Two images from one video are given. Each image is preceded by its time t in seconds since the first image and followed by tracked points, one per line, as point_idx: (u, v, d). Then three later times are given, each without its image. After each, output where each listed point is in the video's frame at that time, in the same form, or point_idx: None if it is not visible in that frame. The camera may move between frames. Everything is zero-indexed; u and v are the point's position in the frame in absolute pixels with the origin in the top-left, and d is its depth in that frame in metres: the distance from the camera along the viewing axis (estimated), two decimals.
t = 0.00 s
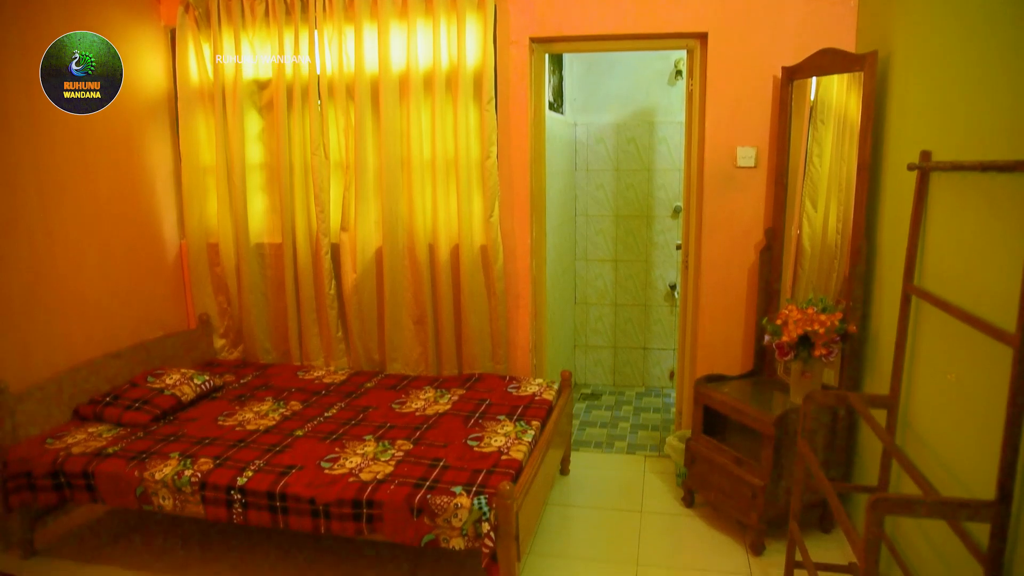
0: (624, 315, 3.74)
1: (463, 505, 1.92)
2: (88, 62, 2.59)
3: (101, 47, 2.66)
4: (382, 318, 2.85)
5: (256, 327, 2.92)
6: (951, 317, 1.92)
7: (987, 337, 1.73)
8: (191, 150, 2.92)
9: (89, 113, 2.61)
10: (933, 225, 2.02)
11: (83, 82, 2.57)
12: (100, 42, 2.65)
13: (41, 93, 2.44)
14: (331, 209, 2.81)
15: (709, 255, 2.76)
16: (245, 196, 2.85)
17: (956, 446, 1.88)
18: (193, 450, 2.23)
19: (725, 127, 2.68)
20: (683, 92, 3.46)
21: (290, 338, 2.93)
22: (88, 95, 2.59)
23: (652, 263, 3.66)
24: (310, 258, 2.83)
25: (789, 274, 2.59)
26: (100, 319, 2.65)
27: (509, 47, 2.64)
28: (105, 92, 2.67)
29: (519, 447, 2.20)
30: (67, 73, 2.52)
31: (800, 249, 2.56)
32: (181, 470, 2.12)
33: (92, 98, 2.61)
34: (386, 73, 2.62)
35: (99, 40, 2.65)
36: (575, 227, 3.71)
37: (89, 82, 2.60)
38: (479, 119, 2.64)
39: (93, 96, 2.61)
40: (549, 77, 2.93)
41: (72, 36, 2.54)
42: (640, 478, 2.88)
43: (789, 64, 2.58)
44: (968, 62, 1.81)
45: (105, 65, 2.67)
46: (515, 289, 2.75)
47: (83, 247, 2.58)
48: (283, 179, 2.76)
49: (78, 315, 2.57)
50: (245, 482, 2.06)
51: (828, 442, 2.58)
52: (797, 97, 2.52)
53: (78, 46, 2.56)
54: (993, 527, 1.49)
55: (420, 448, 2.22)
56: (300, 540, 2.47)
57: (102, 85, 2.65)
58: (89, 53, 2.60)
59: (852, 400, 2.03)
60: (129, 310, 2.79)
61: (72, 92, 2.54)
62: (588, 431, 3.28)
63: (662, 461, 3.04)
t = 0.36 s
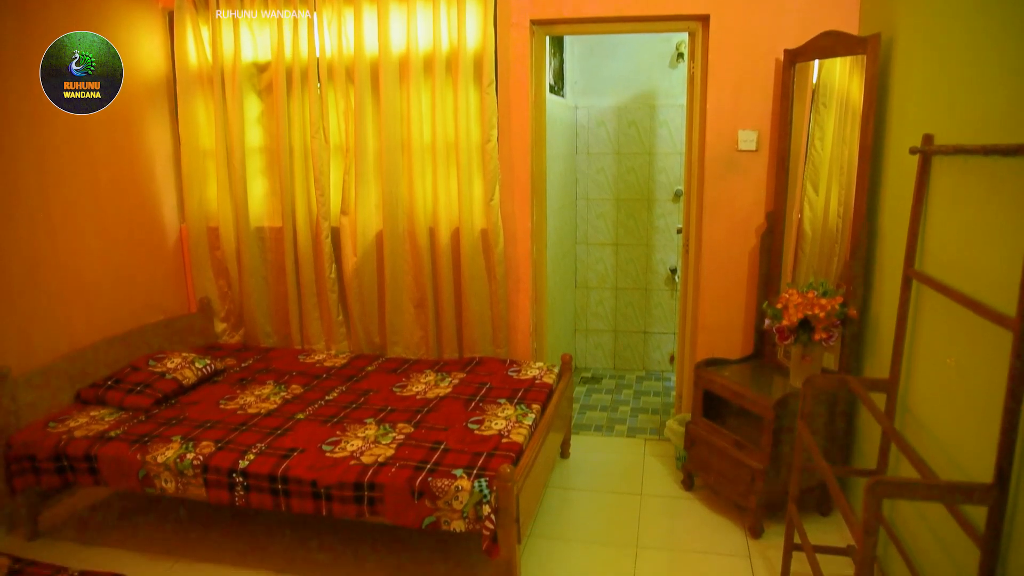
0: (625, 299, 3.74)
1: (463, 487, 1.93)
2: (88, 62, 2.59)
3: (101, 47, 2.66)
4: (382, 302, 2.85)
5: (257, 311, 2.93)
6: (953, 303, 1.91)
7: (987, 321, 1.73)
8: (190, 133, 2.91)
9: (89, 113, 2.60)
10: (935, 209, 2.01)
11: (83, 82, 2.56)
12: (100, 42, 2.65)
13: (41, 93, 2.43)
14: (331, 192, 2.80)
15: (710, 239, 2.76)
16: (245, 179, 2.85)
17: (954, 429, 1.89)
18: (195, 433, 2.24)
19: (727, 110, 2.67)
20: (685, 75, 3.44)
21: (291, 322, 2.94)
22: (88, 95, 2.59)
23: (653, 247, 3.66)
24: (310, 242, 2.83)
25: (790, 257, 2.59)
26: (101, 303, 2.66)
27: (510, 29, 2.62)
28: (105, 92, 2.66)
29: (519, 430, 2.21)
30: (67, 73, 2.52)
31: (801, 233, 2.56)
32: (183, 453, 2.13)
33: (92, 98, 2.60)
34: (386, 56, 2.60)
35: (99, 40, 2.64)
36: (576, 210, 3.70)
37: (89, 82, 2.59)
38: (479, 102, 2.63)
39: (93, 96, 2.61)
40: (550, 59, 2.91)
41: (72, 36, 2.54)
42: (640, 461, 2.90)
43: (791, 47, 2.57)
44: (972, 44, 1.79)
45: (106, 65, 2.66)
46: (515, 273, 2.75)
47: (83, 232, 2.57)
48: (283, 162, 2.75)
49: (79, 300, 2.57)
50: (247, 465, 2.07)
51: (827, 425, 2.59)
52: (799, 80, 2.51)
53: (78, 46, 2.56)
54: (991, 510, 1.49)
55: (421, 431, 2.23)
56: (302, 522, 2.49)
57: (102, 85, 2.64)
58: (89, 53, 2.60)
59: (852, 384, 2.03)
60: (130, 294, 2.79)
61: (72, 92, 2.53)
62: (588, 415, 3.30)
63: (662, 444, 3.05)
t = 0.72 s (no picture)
0: (625, 283, 3.74)
1: (464, 470, 1.94)
2: (88, 62, 2.58)
3: (102, 47, 2.64)
4: (383, 285, 2.86)
5: (258, 295, 2.93)
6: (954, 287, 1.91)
7: (987, 305, 1.73)
8: (190, 116, 2.91)
9: (89, 113, 2.59)
10: (937, 193, 2.00)
11: (83, 82, 2.55)
12: (100, 42, 2.63)
13: (41, 93, 2.42)
14: (332, 176, 2.80)
15: (711, 222, 2.77)
16: (245, 163, 2.84)
17: (953, 412, 1.89)
18: (197, 416, 2.25)
19: (729, 94, 2.67)
20: (687, 57, 3.42)
21: (292, 306, 2.94)
22: (88, 95, 2.58)
23: (654, 231, 3.65)
24: (310, 225, 2.82)
25: (791, 242, 2.59)
26: (102, 287, 2.66)
27: (511, 11, 2.59)
28: (105, 92, 2.65)
29: (520, 413, 2.22)
30: (67, 73, 2.51)
31: (802, 217, 2.55)
32: (184, 436, 2.14)
33: (91, 99, 2.59)
34: (386, 38, 2.58)
35: (99, 39, 2.62)
36: (577, 193, 3.69)
37: (89, 82, 2.58)
38: (479, 85, 2.61)
39: (93, 96, 2.60)
40: (551, 41, 2.89)
41: (72, 36, 2.53)
42: (640, 444, 2.91)
43: (794, 29, 2.56)
44: (977, 25, 1.77)
45: (106, 65, 2.65)
46: (516, 257, 2.75)
47: (83, 217, 2.57)
48: (283, 145, 2.75)
49: (80, 284, 2.57)
50: (249, 448, 2.08)
51: (827, 408, 2.60)
52: (802, 62, 2.49)
53: (78, 46, 2.54)
54: (989, 493, 1.49)
55: (421, 414, 2.24)
56: (304, 504, 2.50)
57: (102, 85, 2.63)
58: (89, 53, 2.58)
59: (852, 367, 2.03)
60: (131, 278, 2.79)
61: (72, 92, 2.52)
62: (589, 398, 3.31)
63: (662, 427, 3.06)
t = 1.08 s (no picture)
0: (626, 266, 3.74)
1: (465, 453, 1.94)
2: (88, 62, 2.57)
3: (102, 47, 2.63)
4: (384, 269, 2.86)
5: (258, 279, 2.94)
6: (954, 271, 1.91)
7: (987, 289, 1.73)
8: (189, 99, 2.89)
9: (89, 112, 2.59)
10: (939, 177, 1.99)
11: (83, 82, 2.55)
12: (100, 42, 2.62)
13: (41, 93, 2.41)
14: (332, 159, 2.79)
15: (712, 204, 2.76)
16: (244, 146, 2.83)
17: (952, 395, 1.90)
18: (198, 400, 2.25)
19: (731, 76, 2.66)
20: (689, 39, 3.39)
21: (292, 289, 2.95)
22: (88, 95, 2.57)
23: (655, 214, 3.64)
24: (310, 208, 2.82)
25: (792, 225, 2.58)
26: (103, 272, 2.66)
27: None
28: (105, 92, 2.64)
29: (521, 396, 2.22)
30: (67, 73, 2.50)
31: (803, 201, 2.54)
32: (186, 419, 2.15)
33: (92, 98, 2.59)
34: (386, 20, 2.57)
35: (99, 39, 2.61)
36: (578, 177, 3.68)
37: (89, 82, 2.57)
38: (480, 67, 2.60)
39: (93, 96, 2.59)
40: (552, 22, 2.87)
41: (72, 36, 2.51)
42: (640, 427, 2.92)
43: (797, 11, 2.54)
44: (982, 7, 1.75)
45: (106, 65, 2.64)
46: (516, 240, 2.75)
47: (82, 203, 2.56)
48: (283, 127, 2.74)
49: (81, 269, 2.57)
50: (250, 431, 2.09)
51: (826, 391, 2.61)
52: (804, 44, 2.47)
53: (78, 46, 2.53)
54: (988, 476, 1.49)
55: (422, 397, 2.24)
56: (306, 486, 2.52)
57: (102, 85, 2.62)
58: (89, 53, 2.57)
59: (852, 351, 2.04)
60: (132, 263, 2.79)
61: (72, 92, 2.51)
62: (589, 381, 3.32)
63: (661, 411, 3.08)
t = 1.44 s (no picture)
0: (626, 248, 3.73)
1: (465, 435, 1.95)
2: (88, 62, 2.56)
3: (101, 47, 2.62)
4: (384, 251, 2.86)
5: (258, 263, 2.93)
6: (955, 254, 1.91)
7: (988, 272, 1.73)
8: (187, 81, 2.88)
9: (89, 112, 2.58)
10: (941, 159, 1.98)
11: (83, 82, 2.54)
12: (100, 42, 2.61)
13: (42, 93, 2.40)
14: (331, 141, 2.78)
15: (713, 186, 2.76)
16: (243, 128, 2.82)
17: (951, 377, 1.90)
18: (199, 382, 2.26)
19: (733, 57, 2.64)
20: (690, 20, 3.36)
21: (292, 272, 2.95)
22: (88, 95, 2.57)
23: (655, 197, 3.63)
24: (310, 190, 2.81)
25: (793, 208, 2.57)
26: (102, 257, 2.66)
27: None
28: (105, 92, 2.64)
29: (521, 378, 2.23)
30: (67, 73, 2.49)
31: (805, 183, 2.53)
32: (187, 402, 2.15)
33: (91, 98, 2.58)
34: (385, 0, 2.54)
35: (99, 39, 2.60)
36: (578, 159, 3.67)
37: (89, 82, 2.57)
38: (480, 48, 2.58)
39: (93, 96, 2.58)
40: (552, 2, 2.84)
41: (72, 36, 2.51)
42: (640, 410, 2.93)
43: None
44: None
45: (105, 65, 2.63)
46: (516, 223, 2.74)
47: (81, 187, 2.56)
48: (282, 109, 2.72)
49: (81, 254, 2.57)
50: (251, 414, 2.09)
51: (826, 373, 2.61)
52: (807, 25, 2.45)
53: (78, 46, 2.53)
54: (985, 458, 1.50)
55: (422, 379, 2.25)
56: (307, 468, 2.53)
57: (102, 85, 2.62)
58: (88, 53, 2.57)
59: (852, 333, 2.04)
60: (132, 247, 2.78)
61: (72, 92, 2.51)
62: (589, 363, 3.33)
63: (661, 393, 3.09)
